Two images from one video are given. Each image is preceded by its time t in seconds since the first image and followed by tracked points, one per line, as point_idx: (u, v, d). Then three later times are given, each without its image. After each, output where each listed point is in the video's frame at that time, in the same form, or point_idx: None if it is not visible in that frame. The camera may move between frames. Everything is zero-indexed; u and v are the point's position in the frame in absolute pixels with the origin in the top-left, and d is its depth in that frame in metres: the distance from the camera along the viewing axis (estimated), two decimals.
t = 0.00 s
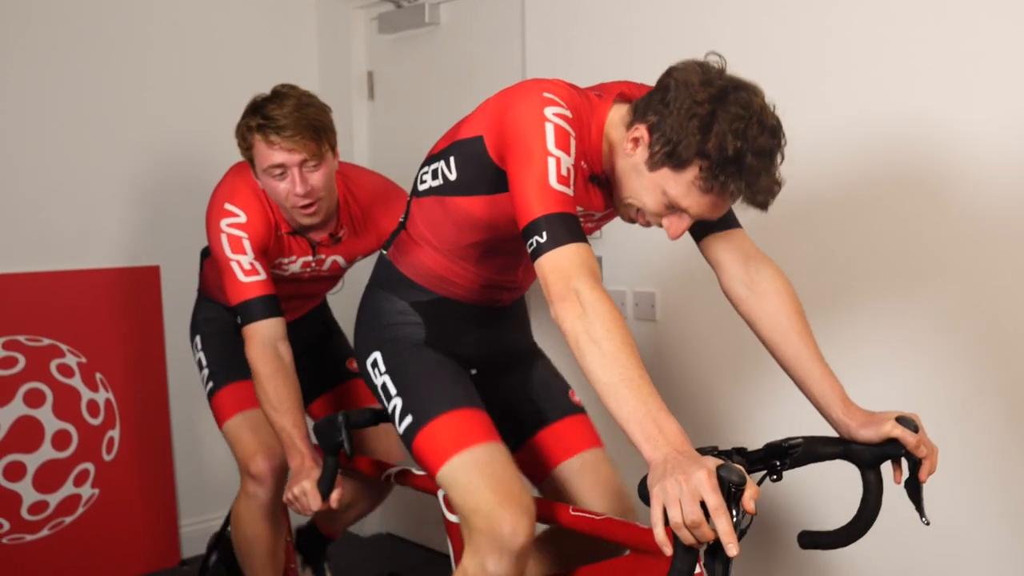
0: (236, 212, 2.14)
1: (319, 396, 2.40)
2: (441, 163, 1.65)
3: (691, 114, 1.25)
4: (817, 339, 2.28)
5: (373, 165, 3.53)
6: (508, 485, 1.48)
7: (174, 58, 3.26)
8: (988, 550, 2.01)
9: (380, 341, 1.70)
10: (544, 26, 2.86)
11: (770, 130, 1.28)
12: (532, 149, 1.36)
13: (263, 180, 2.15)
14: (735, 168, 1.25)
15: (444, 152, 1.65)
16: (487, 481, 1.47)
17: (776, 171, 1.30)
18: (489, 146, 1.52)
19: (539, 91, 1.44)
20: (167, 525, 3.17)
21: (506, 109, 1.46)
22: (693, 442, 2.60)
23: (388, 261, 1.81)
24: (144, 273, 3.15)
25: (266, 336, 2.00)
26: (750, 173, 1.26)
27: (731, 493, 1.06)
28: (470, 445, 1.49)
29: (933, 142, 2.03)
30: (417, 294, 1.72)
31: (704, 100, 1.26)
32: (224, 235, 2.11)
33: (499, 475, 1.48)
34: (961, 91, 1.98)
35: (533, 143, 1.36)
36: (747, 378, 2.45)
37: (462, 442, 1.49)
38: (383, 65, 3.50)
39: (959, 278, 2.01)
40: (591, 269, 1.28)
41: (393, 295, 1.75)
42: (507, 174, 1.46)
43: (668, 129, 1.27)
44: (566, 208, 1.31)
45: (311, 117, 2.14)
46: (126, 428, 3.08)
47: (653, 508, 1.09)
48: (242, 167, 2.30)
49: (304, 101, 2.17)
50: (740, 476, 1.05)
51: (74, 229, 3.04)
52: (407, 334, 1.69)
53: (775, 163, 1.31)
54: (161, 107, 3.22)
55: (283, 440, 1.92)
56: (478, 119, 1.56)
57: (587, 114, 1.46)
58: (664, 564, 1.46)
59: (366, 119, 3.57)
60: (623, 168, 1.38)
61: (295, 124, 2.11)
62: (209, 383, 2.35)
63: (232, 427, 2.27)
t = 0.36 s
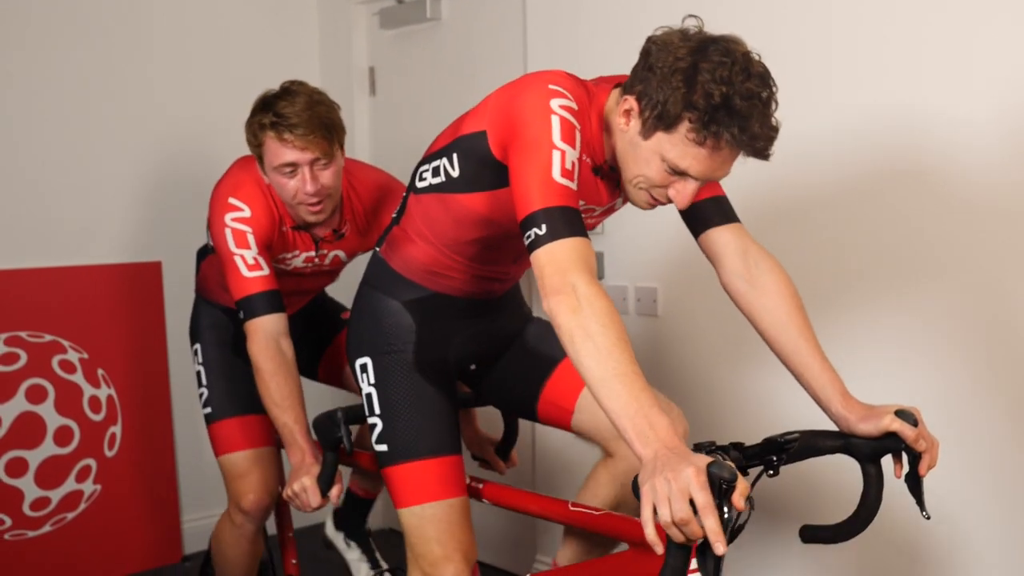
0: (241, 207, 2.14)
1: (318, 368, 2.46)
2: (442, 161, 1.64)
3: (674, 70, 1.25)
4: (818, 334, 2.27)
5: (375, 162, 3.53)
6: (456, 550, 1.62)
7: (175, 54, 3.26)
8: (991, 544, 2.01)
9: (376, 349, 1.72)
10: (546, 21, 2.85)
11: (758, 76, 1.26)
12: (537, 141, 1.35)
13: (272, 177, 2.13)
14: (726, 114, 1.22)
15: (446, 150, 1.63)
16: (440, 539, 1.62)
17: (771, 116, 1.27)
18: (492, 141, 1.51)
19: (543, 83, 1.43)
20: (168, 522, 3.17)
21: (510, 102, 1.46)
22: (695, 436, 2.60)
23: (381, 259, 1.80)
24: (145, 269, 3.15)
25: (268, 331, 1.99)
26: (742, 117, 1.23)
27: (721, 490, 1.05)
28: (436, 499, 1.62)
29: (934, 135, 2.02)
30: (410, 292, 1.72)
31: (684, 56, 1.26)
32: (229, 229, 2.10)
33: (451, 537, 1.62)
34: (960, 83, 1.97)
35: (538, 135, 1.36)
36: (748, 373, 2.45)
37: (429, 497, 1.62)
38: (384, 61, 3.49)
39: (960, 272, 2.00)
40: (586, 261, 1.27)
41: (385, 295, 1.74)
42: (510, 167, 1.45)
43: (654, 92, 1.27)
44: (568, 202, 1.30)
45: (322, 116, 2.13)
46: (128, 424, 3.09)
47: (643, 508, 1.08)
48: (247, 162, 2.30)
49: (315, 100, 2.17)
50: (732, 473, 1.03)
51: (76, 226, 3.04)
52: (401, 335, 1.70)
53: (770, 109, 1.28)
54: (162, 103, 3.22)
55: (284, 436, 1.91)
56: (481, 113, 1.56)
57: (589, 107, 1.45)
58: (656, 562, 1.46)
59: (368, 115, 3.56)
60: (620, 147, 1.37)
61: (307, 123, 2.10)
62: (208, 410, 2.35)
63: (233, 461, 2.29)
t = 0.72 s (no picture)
0: (220, 215, 2.15)
1: (314, 402, 2.38)
2: (436, 162, 1.64)
3: (627, 48, 1.26)
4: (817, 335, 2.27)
5: (374, 163, 3.53)
6: (506, 469, 1.45)
7: (175, 55, 3.26)
8: (988, 547, 2.00)
9: (379, 336, 1.69)
10: (545, 22, 2.85)
11: (714, 45, 1.23)
12: (526, 145, 1.35)
13: (239, 193, 2.11)
14: (676, 85, 1.21)
15: (439, 151, 1.64)
16: (485, 462, 1.45)
17: (732, 84, 1.23)
18: (480, 144, 1.52)
19: (528, 85, 1.43)
20: (167, 522, 3.17)
21: (495, 106, 1.46)
22: (694, 437, 2.59)
23: (383, 258, 1.80)
24: (144, 270, 3.15)
25: (255, 338, 2.00)
26: (692, 86, 1.21)
27: (726, 494, 1.05)
28: (469, 423, 1.48)
29: (933, 136, 2.02)
30: (415, 289, 1.71)
31: (638, 33, 1.27)
32: (209, 238, 2.12)
33: (497, 459, 1.45)
34: (959, 84, 1.97)
35: (526, 137, 1.35)
36: (747, 374, 2.45)
37: (460, 424, 1.48)
38: (384, 61, 3.49)
39: (959, 273, 2.00)
40: (583, 264, 1.27)
41: (390, 289, 1.74)
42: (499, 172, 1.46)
43: (612, 74, 1.28)
44: (560, 204, 1.30)
45: (286, 129, 2.10)
46: (127, 424, 3.09)
47: (651, 510, 1.08)
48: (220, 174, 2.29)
49: (280, 112, 2.13)
50: (736, 476, 1.04)
51: (75, 226, 3.04)
52: (404, 327, 1.68)
53: (732, 78, 1.24)
54: (161, 103, 3.22)
55: (279, 441, 1.92)
56: (469, 117, 1.56)
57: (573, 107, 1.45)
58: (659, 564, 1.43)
59: (367, 116, 3.56)
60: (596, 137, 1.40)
61: (269, 139, 2.06)
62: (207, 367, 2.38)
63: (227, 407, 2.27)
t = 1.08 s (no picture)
0: (224, 221, 2.15)
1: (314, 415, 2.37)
2: (436, 172, 1.64)
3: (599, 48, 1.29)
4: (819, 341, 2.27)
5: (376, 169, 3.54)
6: (510, 448, 1.42)
7: (177, 61, 3.27)
8: (990, 554, 2.00)
9: (378, 338, 1.68)
10: (547, 28, 2.85)
11: (678, 58, 1.23)
12: (523, 157, 1.35)
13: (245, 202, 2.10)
14: (622, 86, 1.23)
15: (438, 161, 1.64)
16: (488, 446, 1.41)
17: (685, 100, 1.23)
18: (478, 159, 1.52)
19: (523, 99, 1.44)
20: (169, 528, 3.17)
21: (491, 119, 1.46)
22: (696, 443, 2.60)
23: (384, 263, 1.80)
24: (147, 276, 3.16)
25: (260, 343, 2.00)
26: (637, 89, 1.22)
27: (733, 500, 1.06)
28: (470, 409, 1.45)
29: (933, 142, 2.03)
30: (416, 293, 1.70)
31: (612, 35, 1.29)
32: (213, 244, 2.12)
33: (500, 440, 1.42)
34: (961, 90, 1.97)
35: (524, 149, 1.36)
36: (749, 380, 2.45)
37: (460, 409, 1.45)
38: (387, 67, 3.50)
39: (960, 280, 2.00)
40: (585, 273, 1.27)
41: (391, 295, 1.72)
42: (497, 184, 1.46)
43: (583, 71, 1.31)
44: (558, 215, 1.31)
45: (292, 140, 2.09)
46: (129, 429, 3.09)
47: (656, 517, 1.08)
48: (224, 181, 2.29)
49: (285, 121, 2.12)
50: (743, 482, 1.04)
51: (78, 232, 3.05)
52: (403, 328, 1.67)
53: (689, 94, 1.24)
54: (164, 109, 3.23)
55: (283, 447, 1.91)
56: (466, 130, 1.57)
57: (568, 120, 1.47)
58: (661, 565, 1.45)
59: (369, 122, 3.57)
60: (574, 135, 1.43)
61: (276, 149, 2.05)
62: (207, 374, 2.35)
63: (227, 402, 2.25)
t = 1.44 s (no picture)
0: (243, 218, 2.15)
1: (324, 379, 2.47)
2: (447, 176, 1.64)
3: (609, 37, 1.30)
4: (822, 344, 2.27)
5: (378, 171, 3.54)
6: (463, 558, 1.61)
7: (179, 65, 3.27)
8: (996, 556, 2.00)
9: (381, 360, 1.72)
10: (547, 31, 2.86)
11: (683, 47, 1.23)
12: (540, 155, 1.35)
13: (269, 196, 2.11)
14: (625, 71, 1.23)
15: (450, 164, 1.64)
16: (446, 552, 1.61)
17: (688, 87, 1.23)
18: (494, 158, 1.51)
19: (538, 99, 1.43)
20: (171, 531, 3.17)
21: (506, 120, 1.46)
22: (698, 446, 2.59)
23: (387, 269, 1.80)
24: (149, 279, 3.16)
25: (272, 342, 2.00)
26: (639, 74, 1.22)
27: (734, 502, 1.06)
28: (441, 510, 1.61)
29: (935, 144, 2.03)
30: (418, 303, 1.71)
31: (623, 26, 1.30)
32: (231, 240, 2.10)
33: (458, 546, 1.62)
34: (962, 92, 1.97)
35: (540, 146, 1.36)
36: (751, 383, 2.45)
37: (435, 507, 1.61)
38: (388, 70, 3.50)
39: (962, 283, 2.01)
40: (596, 273, 1.27)
41: (394, 306, 1.74)
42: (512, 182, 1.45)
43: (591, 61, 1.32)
44: (574, 214, 1.30)
45: (319, 134, 2.11)
46: (131, 432, 3.09)
47: (657, 517, 1.08)
48: (245, 176, 2.29)
49: (312, 117, 2.14)
50: (745, 485, 1.05)
51: (80, 235, 3.05)
52: (403, 344, 1.70)
53: (693, 83, 1.23)
54: (166, 113, 3.23)
55: (288, 448, 1.91)
56: (481, 130, 1.56)
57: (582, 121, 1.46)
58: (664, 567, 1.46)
59: (371, 125, 3.57)
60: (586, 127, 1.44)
61: (304, 142, 2.06)
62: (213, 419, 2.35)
63: (238, 473, 2.28)
